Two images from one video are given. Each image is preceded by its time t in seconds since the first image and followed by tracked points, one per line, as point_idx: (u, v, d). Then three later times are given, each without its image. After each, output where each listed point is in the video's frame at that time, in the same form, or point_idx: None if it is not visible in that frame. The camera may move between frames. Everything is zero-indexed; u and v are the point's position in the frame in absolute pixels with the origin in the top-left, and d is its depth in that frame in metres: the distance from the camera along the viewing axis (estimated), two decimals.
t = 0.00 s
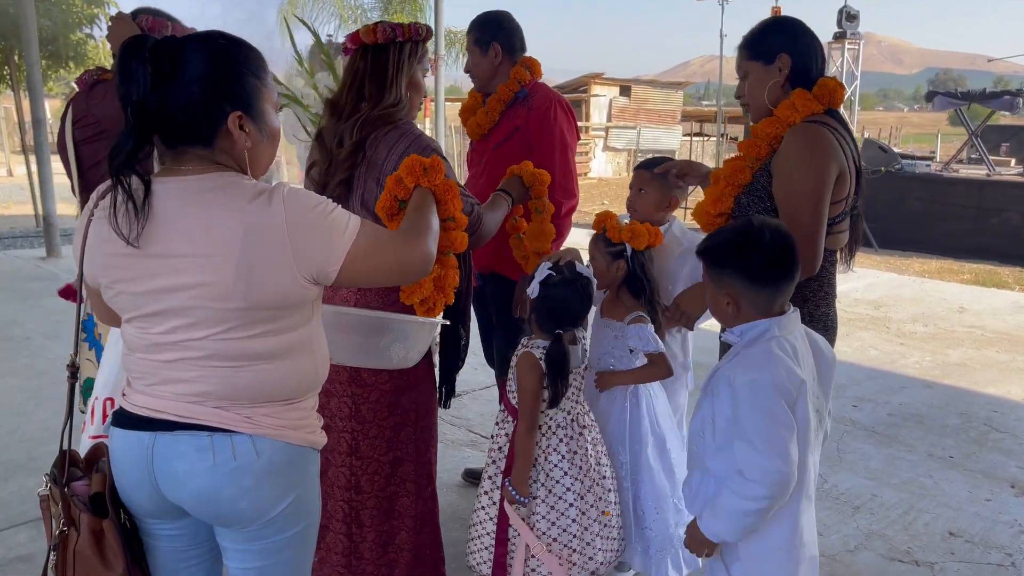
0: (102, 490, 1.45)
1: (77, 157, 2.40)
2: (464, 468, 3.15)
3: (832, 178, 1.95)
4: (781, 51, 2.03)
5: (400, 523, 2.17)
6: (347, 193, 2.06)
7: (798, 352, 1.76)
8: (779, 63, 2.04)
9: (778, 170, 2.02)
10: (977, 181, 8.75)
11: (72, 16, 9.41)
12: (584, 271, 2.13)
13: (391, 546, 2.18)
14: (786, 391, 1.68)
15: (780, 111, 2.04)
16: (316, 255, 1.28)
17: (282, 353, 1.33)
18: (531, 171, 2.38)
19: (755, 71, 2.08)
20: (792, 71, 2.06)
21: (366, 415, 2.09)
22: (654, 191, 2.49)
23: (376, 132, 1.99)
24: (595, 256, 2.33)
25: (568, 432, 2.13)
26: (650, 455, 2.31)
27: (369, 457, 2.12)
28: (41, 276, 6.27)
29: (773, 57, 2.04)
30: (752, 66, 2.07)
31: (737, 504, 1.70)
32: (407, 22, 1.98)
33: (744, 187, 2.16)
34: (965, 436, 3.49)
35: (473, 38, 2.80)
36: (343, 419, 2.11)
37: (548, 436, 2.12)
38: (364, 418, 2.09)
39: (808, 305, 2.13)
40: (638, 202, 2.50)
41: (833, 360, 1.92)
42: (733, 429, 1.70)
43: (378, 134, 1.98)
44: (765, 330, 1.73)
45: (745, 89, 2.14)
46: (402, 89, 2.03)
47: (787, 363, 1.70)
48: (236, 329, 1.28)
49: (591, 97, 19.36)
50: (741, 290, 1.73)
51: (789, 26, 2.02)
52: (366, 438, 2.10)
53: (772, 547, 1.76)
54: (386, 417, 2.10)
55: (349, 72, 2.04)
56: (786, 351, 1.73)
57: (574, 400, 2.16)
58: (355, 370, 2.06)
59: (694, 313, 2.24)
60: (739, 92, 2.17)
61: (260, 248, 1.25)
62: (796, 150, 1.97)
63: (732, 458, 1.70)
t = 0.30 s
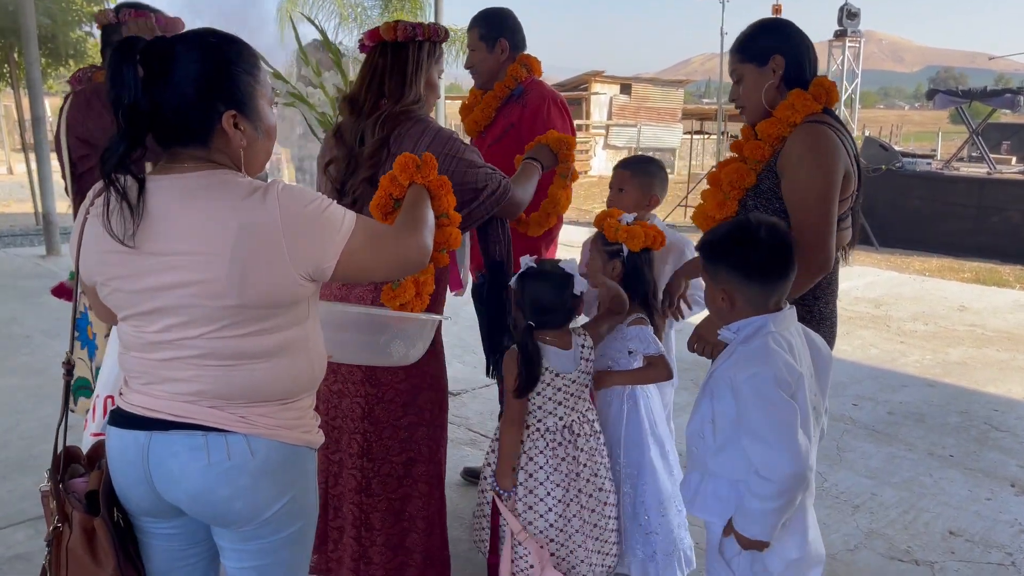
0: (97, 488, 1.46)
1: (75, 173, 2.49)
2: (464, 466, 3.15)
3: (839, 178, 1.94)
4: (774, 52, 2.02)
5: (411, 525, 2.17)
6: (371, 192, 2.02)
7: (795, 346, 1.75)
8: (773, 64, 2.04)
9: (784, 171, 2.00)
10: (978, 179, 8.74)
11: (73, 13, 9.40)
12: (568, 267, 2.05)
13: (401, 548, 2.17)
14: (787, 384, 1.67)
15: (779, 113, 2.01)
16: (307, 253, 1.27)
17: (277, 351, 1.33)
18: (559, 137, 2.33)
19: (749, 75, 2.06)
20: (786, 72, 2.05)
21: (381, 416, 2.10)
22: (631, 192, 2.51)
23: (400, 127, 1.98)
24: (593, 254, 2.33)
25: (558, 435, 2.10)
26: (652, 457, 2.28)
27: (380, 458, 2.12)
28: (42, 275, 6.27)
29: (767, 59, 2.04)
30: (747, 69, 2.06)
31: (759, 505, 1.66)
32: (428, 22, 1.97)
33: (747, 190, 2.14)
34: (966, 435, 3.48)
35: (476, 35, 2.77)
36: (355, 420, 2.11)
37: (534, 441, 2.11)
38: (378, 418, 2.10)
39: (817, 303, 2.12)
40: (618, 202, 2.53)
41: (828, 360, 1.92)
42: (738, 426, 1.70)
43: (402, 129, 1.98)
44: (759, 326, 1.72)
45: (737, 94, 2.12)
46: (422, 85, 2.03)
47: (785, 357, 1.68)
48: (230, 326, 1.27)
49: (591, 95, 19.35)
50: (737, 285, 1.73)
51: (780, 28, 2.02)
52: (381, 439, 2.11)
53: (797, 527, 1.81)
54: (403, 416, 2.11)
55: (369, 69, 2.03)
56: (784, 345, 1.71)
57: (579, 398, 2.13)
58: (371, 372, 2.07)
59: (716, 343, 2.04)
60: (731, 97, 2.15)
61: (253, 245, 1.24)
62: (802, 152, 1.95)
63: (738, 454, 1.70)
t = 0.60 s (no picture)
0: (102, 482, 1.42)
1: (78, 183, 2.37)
2: (463, 464, 3.14)
3: (812, 180, 1.95)
4: (752, 51, 2.01)
5: (424, 526, 2.18)
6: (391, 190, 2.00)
7: (794, 339, 1.76)
8: (756, 63, 2.03)
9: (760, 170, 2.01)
10: (979, 176, 8.72)
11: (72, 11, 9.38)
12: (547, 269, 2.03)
13: (415, 547, 2.18)
14: (788, 375, 1.69)
15: (760, 113, 2.02)
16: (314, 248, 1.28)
17: (283, 347, 1.33)
18: (591, 121, 2.31)
19: (732, 75, 2.06)
20: (769, 70, 2.05)
21: (396, 415, 2.09)
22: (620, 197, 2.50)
23: (418, 121, 1.97)
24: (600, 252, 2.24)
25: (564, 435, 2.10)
26: (666, 460, 2.28)
27: (396, 459, 2.12)
28: (41, 273, 6.26)
29: (749, 59, 2.03)
30: (728, 70, 2.05)
31: (761, 486, 1.68)
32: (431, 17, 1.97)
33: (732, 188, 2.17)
34: (965, 433, 3.48)
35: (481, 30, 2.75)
36: (370, 419, 2.09)
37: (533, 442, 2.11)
38: (394, 418, 2.09)
39: (810, 299, 2.11)
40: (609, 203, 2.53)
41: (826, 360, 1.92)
42: (738, 418, 1.71)
43: (419, 123, 1.97)
44: (756, 321, 1.73)
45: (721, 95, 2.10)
46: (431, 82, 2.02)
47: (784, 349, 1.70)
48: (237, 323, 1.27)
49: (591, 93, 19.32)
50: (735, 283, 1.73)
51: (759, 27, 2.01)
52: (395, 439, 2.10)
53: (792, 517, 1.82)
54: (417, 416, 2.11)
55: (373, 68, 2.01)
56: (783, 338, 1.73)
57: (585, 403, 2.12)
58: (387, 368, 2.05)
59: (675, 331, 2.05)
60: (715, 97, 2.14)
61: (261, 242, 1.24)
62: (784, 150, 1.94)
63: (738, 446, 1.71)
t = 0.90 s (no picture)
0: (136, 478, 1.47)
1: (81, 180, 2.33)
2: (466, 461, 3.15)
3: (819, 175, 1.94)
4: (758, 45, 2.01)
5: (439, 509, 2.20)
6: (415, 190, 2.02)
7: (801, 334, 1.76)
8: (762, 58, 2.03)
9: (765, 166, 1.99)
10: (980, 174, 8.71)
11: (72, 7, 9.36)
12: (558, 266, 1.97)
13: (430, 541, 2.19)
14: (797, 372, 1.68)
15: (764, 108, 2.02)
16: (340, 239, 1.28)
17: (311, 340, 1.33)
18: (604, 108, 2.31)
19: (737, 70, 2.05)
20: (774, 65, 2.05)
21: (414, 411, 2.09)
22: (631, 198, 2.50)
23: (439, 120, 2.00)
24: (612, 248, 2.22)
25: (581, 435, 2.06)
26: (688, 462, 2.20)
27: (412, 455, 2.11)
28: (43, 270, 6.27)
29: (755, 54, 2.02)
30: (734, 65, 2.04)
31: (766, 480, 1.68)
32: (437, 13, 1.95)
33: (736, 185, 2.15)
34: (966, 430, 3.48)
35: (482, 26, 2.75)
36: (387, 416, 2.08)
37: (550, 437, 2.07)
38: (412, 414, 2.09)
39: (815, 295, 2.11)
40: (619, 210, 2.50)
41: (833, 356, 1.91)
42: (747, 413, 1.70)
43: (440, 121, 2.00)
44: (765, 317, 1.72)
45: (725, 90, 2.10)
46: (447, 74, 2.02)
47: (793, 345, 1.70)
48: (268, 315, 1.26)
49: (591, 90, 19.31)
50: (738, 281, 1.72)
51: (763, 23, 2.01)
52: (413, 435, 2.10)
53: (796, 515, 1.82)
54: (435, 411, 2.12)
55: (381, 67, 2.00)
56: (791, 334, 1.72)
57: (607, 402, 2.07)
58: (406, 362, 2.06)
59: (698, 340, 2.05)
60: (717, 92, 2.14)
61: (294, 232, 1.24)
62: (791, 146, 1.93)
63: (745, 441, 1.71)
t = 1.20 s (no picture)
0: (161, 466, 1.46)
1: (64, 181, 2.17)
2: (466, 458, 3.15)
3: (836, 177, 1.94)
4: (785, 38, 2.02)
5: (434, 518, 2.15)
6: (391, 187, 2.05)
7: (804, 335, 1.74)
8: (788, 51, 2.04)
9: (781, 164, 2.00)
10: (980, 171, 8.71)
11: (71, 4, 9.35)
12: (582, 260, 1.98)
13: (428, 543, 2.15)
14: (796, 374, 1.65)
15: (783, 104, 2.03)
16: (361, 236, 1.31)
17: (326, 331, 1.35)
18: (567, 141, 2.30)
19: (762, 62, 2.05)
20: (797, 60, 2.05)
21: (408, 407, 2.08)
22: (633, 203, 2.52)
23: (416, 123, 1.96)
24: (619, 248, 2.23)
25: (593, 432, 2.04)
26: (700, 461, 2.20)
27: (406, 451, 2.10)
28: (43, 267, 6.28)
29: (781, 46, 2.03)
30: (759, 56, 2.05)
31: (751, 481, 1.66)
32: (434, 10, 1.94)
33: (748, 183, 2.15)
34: (966, 427, 3.48)
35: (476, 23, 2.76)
36: (380, 411, 2.08)
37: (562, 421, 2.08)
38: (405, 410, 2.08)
39: (823, 299, 2.11)
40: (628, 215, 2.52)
41: (833, 347, 1.90)
42: (740, 412, 1.68)
43: (416, 125, 1.96)
44: (770, 313, 1.70)
45: (745, 81, 2.10)
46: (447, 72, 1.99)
47: (795, 345, 1.67)
48: (287, 304, 1.29)
49: (592, 88, 19.30)
50: (754, 272, 1.69)
51: (792, 16, 2.02)
52: (407, 431, 2.09)
53: (785, 533, 1.76)
54: (427, 408, 2.09)
55: (385, 60, 2.03)
56: (794, 335, 1.70)
57: (630, 400, 2.05)
58: (397, 359, 2.04)
59: (709, 346, 2.05)
60: (735, 84, 2.14)
61: (319, 224, 1.27)
62: (810, 144, 1.94)
63: (733, 438, 1.69)
